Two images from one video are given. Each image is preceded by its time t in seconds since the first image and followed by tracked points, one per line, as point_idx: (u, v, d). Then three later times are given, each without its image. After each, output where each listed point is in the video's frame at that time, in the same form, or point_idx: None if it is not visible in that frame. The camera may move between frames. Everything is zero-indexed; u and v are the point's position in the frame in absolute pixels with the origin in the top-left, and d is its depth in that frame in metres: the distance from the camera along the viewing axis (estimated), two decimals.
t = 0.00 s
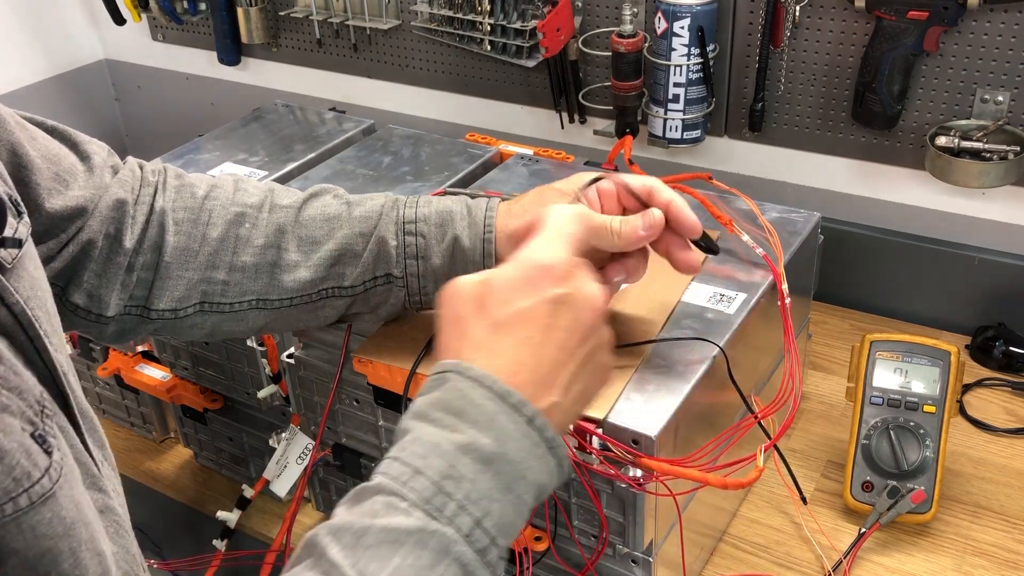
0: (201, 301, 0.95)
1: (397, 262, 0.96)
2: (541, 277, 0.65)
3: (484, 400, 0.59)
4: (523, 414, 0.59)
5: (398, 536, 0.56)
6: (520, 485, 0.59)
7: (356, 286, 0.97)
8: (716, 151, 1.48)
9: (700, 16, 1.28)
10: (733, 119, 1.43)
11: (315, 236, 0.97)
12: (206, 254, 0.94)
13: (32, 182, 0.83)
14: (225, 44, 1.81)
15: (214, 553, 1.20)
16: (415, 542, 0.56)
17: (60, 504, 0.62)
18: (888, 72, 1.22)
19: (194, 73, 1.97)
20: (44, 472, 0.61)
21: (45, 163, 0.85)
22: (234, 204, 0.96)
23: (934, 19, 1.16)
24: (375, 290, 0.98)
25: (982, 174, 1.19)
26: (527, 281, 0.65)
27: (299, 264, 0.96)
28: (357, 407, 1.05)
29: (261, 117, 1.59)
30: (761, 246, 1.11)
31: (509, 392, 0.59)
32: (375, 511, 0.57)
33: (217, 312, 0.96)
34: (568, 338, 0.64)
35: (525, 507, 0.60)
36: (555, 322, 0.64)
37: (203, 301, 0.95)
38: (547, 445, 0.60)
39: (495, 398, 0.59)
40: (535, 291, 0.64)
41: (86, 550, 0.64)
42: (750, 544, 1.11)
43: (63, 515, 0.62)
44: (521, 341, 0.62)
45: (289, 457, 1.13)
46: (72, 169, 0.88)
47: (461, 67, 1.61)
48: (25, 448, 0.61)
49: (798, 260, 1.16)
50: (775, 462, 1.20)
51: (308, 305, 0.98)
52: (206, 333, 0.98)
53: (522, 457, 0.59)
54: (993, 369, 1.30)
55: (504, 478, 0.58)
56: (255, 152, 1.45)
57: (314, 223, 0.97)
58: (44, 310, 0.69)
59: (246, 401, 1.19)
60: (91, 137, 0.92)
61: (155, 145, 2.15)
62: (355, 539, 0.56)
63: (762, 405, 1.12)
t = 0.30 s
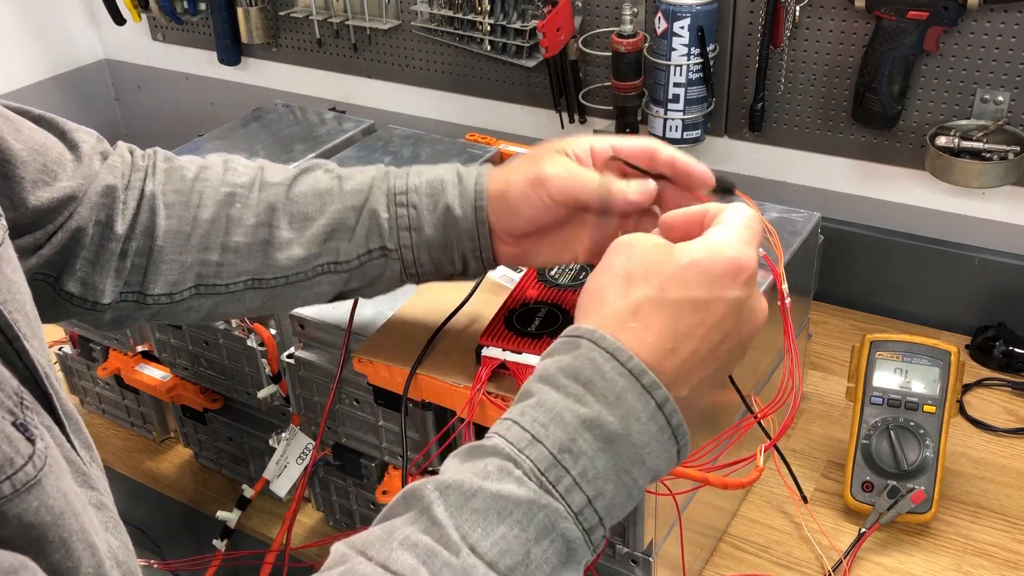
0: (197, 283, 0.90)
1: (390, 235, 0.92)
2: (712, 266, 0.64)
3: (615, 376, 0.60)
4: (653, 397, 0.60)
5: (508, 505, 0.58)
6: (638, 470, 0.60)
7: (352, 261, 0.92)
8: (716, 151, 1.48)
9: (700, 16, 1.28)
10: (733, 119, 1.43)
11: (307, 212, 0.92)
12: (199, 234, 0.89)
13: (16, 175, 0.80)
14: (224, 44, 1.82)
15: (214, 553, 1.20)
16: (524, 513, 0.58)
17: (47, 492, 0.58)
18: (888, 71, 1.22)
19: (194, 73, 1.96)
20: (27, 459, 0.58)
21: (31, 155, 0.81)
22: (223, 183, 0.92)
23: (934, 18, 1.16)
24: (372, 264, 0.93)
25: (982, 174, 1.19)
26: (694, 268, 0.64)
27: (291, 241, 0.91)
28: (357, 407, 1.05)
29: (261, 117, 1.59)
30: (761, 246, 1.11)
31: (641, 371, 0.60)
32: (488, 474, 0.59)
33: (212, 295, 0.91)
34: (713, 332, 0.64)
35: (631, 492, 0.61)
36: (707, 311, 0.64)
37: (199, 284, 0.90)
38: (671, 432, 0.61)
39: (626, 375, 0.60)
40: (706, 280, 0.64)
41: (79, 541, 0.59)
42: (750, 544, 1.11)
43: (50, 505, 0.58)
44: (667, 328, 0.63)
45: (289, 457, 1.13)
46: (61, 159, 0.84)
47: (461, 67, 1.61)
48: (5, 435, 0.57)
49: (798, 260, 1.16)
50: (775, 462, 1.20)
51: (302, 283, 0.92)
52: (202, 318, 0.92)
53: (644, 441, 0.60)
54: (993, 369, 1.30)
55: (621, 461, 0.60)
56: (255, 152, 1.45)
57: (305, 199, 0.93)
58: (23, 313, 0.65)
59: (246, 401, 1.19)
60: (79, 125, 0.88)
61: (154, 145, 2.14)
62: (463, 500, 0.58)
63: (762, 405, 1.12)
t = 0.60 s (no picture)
0: (142, 267, 0.82)
1: (313, 187, 0.82)
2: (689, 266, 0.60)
3: (574, 372, 0.55)
4: (616, 393, 0.56)
5: (464, 515, 0.53)
6: (603, 469, 0.56)
7: (285, 221, 0.83)
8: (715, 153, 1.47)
9: (700, 16, 1.29)
10: (733, 119, 1.44)
11: (231, 177, 0.82)
12: (139, 211, 0.81)
13: None
14: (224, 44, 1.82)
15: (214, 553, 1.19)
16: (483, 522, 0.53)
17: (11, 507, 0.58)
18: (888, 71, 1.22)
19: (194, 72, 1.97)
20: None
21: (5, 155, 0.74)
22: (153, 158, 0.83)
23: (934, 18, 1.16)
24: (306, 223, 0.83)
25: (982, 174, 1.19)
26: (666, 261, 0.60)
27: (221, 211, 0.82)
28: (357, 407, 1.05)
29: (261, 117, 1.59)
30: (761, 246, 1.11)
31: (602, 366, 0.56)
32: (444, 484, 0.55)
33: (163, 275, 0.83)
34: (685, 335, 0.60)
35: (598, 493, 0.56)
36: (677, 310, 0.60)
37: (144, 267, 0.82)
38: (637, 428, 0.57)
39: (586, 370, 0.55)
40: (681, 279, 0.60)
41: (48, 556, 0.60)
42: (750, 544, 1.10)
43: (17, 520, 0.58)
44: (635, 324, 0.58)
45: (289, 457, 1.13)
46: (35, 159, 0.77)
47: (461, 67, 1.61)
48: None
49: (798, 260, 1.16)
50: (775, 462, 1.20)
51: (241, 252, 0.84)
52: (162, 301, 0.85)
53: (607, 439, 0.55)
54: (993, 369, 1.30)
55: (585, 461, 0.55)
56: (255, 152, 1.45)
57: (228, 162, 0.83)
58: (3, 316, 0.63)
59: (245, 401, 1.19)
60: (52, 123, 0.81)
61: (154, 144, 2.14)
62: (419, 513, 0.54)
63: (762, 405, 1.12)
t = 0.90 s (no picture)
0: (118, 237, 0.86)
1: (264, 144, 0.83)
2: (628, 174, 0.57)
3: (543, 328, 0.55)
4: (589, 340, 0.54)
5: (445, 480, 0.53)
6: (590, 421, 0.54)
7: (242, 182, 0.85)
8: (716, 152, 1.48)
9: (700, 16, 1.29)
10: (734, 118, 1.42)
11: (190, 140, 0.84)
12: (104, 183, 0.84)
13: None
14: (224, 44, 1.79)
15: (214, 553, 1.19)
16: (465, 487, 0.53)
17: None
18: (888, 72, 1.22)
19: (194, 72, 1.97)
20: None
21: None
22: (113, 125, 0.85)
23: (934, 18, 1.16)
24: (263, 182, 0.85)
25: (982, 174, 1.19)
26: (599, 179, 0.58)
27: (182, 175, 0.84)
28: (357, 407, 1.05)
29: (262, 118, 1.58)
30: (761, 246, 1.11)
31: (570, 315, 0.54)
32: (423, 453, 0.55)
33: (151, 246, 0.87)
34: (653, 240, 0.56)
35: (587, 454, 0.55)
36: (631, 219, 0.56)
37: (119, 237, 0.86)
38: (619, 375, 0.55)
39: (555, 323, 0.54)
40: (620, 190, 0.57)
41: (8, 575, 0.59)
42: (750, 545, 1.10)
43: None
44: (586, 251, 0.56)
45: (288, 457, 1.13)
46: (8, 138, 0.79)
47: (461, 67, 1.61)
48: None
49: (798, 260, 1.16)
50: (775, 462, 1.20)
51: (209, 215, 0.86)
52: (144, 267, 0.89)
53: (587, 390, 0.54)
54: (993, 369, 1.30)
55: (566, 415, 0.54)
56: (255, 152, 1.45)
57: (185, 124, 0.84)
58: None
59: (245, 401, 1.19)
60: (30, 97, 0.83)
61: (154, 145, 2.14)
62: (400, 484, 0.55)
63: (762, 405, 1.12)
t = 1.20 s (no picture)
0: (112, 232, 0.87)
1: (246, 152, 0.83)
2: (619, 302, 0.53)
3: (490, 460, 0.51)
4: (541, 477, 0.51)
5: None
6: (529, 561, 0.53)
7: (227, 186, 0.85)
8: (714, 151, 1.46)
9: (700, 16, 1.28)
10: (733, 121, 1.44)
11: (176, 141, 0.84)
12: (91, 180, 0.85)
13: None
14: (225, 44, 1.79)
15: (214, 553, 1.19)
16: None
17: None
18: (888, 71, 1.22)
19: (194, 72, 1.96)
20: None
21: None
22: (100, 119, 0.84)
23: (934, 18, 1.16)
24: (247, 187, 0.85)
25: (982, 175, 1.21)
26: (581, 305, 0.52)
27: (170, 174, 0.85)
28: (357, 407, 1.05)
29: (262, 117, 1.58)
30: (761, 246, 1.11)
31: (524, 450, 0.51)
32: None
33: (144, 240, 0.88)
34: (617, 377, 0.55)
35: None
36: (604, 355, 0.54)
37: (110, 230, 0.87)
38: (570, 509, 0.53)
39: (504, 457, 0.51)
40: (606, 314, 0.53)
41: None
42: (750, 544, 1.10)
43: None
44: (555, 386, 0.52)
45: (288, 457, 1.13)
46: None
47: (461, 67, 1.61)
48: None
49: (798, 260, 1.16)
50: (775, 462, 1.20)
51: (198, 215, 0.87)
52: (137, 257, 0.90)
53: (532, 532, 0.52)
54: (993, 369, 1.30)
55: (506, 556, 0.52)
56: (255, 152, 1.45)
57: (171, 125, 0.84)
58: None
59: (245, 401, 1.18)
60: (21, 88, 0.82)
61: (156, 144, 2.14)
62: None
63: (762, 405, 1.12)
